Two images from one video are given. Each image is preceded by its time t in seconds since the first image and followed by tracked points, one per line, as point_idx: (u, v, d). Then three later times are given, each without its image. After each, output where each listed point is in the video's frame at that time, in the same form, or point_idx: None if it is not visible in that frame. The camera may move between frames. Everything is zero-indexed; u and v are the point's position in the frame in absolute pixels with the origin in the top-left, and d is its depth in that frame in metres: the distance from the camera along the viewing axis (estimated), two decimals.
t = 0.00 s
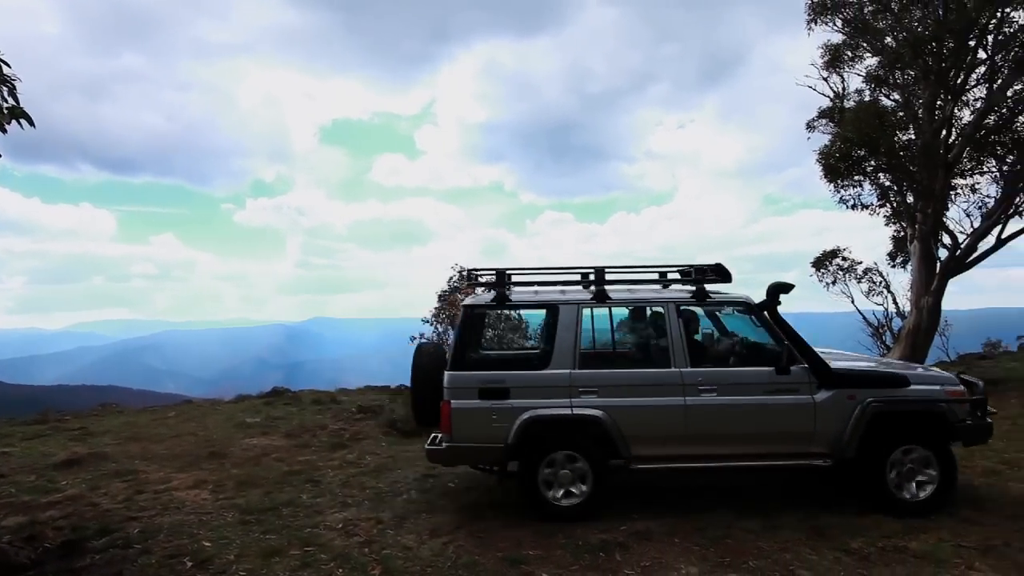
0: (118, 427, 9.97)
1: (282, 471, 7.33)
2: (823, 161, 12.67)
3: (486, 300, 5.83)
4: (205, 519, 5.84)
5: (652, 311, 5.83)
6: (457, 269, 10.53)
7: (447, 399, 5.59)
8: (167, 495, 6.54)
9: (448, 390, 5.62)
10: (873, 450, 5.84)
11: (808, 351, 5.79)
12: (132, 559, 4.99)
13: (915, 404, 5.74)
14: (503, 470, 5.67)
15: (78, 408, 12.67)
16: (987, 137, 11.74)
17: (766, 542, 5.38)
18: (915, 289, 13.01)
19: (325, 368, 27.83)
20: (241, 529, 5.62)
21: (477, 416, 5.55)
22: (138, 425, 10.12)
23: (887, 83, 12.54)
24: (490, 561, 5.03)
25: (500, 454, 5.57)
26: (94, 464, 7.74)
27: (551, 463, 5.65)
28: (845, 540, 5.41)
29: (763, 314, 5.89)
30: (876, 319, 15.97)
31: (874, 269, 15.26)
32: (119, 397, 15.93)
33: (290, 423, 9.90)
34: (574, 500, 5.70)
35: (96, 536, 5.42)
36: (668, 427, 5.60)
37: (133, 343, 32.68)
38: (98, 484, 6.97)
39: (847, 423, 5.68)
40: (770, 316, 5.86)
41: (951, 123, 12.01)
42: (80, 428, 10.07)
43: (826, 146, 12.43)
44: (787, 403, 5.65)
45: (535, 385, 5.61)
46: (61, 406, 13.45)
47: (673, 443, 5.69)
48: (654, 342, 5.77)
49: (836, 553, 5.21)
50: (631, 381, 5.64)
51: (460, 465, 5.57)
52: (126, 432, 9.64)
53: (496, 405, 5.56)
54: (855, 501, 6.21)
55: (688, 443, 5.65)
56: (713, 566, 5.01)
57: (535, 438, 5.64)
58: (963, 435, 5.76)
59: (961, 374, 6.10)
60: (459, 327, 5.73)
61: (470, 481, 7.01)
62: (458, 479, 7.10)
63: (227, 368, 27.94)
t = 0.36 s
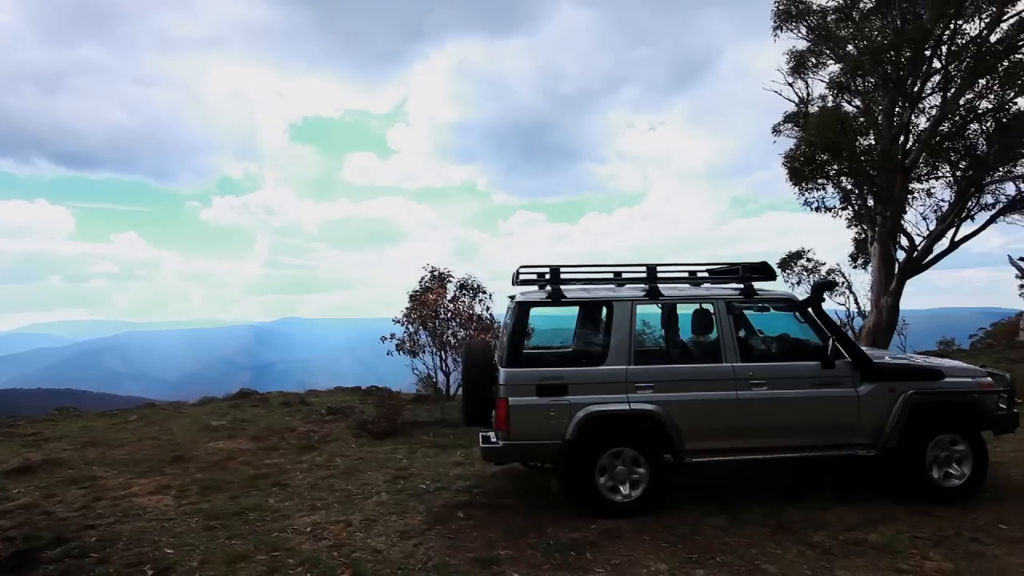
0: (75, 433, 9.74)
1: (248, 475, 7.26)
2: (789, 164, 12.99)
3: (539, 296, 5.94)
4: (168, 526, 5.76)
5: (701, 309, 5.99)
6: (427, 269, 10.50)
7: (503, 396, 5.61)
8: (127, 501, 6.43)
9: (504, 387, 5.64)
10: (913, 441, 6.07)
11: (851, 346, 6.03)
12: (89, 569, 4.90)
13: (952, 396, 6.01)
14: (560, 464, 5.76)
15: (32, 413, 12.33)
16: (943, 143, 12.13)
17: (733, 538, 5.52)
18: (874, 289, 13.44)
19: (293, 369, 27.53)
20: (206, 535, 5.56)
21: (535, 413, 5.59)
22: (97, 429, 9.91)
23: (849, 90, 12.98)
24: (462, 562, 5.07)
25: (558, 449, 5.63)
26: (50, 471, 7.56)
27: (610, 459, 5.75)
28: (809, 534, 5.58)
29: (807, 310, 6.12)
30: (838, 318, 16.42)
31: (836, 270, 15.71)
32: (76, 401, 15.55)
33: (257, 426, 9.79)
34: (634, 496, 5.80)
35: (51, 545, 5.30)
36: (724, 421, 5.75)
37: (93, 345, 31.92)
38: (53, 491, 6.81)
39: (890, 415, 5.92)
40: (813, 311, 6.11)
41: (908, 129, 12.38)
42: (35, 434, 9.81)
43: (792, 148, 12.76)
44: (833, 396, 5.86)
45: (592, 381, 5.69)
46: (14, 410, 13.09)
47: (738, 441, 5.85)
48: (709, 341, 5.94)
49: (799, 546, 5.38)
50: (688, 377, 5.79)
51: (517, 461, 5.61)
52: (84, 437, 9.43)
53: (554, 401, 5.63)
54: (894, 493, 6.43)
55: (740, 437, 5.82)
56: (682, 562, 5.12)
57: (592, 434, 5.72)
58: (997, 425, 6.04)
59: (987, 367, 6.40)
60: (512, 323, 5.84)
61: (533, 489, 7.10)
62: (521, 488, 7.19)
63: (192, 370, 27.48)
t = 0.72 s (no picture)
0: (30, 439, 9.49)
1: (212, 479, 7.17)
2: (755, 167, 13.25)
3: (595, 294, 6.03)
4: (127, 534, 5.66)
5: (748, 307, 6.19)
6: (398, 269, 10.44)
7: (564, 394, 5.65)
8: (84, 509, 6.29)
9: (564, 385, 5.69)
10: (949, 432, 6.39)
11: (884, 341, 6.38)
12: None
13: (979, 388, 6.42)
14: (620, 461, 5.86)
15: None
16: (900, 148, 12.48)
17: (700, 533, 5.66)
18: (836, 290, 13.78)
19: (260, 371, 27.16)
20: (168, 542, 5.47)
21: (598, 410, 5.68)
22: (53, 435, 9.66)
23: (813, 95, 13.28)
24: (432, 564, 5.08)
25: (619, 445, 5.75)
26: (3, 479, 7.35)
27: (666, 453, 5.90)
28: (773, 528, 5.73)
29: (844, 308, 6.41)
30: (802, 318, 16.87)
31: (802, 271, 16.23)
32: (30, 406, 15.13)
33: (223, 429, 9.64)
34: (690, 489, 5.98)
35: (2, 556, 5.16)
36: (777, 415, 5.98)
37: (50, 347, 31.06)
38: (5, 500, 6.63)
39: (929, 406, 6.24)
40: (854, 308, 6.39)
41: (868, 135, 12.69)
42: None
43: (758, 151, 13.02)
44: (871, 389, 6.18)
45: (650, 378, 5.82)
46: None
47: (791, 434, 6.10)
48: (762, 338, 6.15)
49: (763, 540, 5.53)
50: (742, 374, 5.98)
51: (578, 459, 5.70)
52: (38, 443, 9.18)
53: (618, 399, 5.73)
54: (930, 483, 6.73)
55: (789, 429, 6.06)
56: (651, 559, 5.23)
57: (651, 430, 5.85)
58: (1016, 412, 6.52)
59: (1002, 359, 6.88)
60: (570, 322, 5.90)
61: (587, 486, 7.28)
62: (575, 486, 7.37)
63: (154, 372, 26.92)
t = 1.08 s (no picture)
0: None
1: (174, 484, 7.05)
2: (721, 169, 13.49)
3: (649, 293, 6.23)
4: (83, 543, 5.53)
5: (786, 303, 6.54)
6: (368, 269, 10.35)
7: (622, 390, 5.89)
8: (38, 518, 6.12)
9: (622, 380, 5.92)
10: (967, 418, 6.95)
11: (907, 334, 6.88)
12: None
13: (990, 377, 7.05)
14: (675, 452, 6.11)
15: None
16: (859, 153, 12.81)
17: (667, 530, 5.96)
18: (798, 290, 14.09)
19: (226, 373, 26.68)
20: (126, 550, 5.37)
21: (653, 404, 5.92)
22: (4, 441, 9.37)
23: (777, 100, 13.53)
24: (401, 566, 5.08)
25: (673, 437, 6.00)
26: None
27: (720, 443, 6.21)
28: (738, 524, 5.91)
29: (872, 304, 6.86)
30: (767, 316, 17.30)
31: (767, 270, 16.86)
32: None
33: (185, 433, 9.46)
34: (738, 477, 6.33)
35: None
36: (818, 405, 6.38)
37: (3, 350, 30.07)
38: None
39: (950, 396, 6.78)
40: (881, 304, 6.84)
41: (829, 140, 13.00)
42: None
43: (725, 154, 13.25)
44: (897, 380, 6.68)
45: (702, 373, 6.11)
46: None
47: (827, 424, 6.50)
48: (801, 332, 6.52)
49: (729, 535, 5.78)
50: (785, 366, 6.34)
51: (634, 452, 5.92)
52: None
53: (672, 392, 5.98)
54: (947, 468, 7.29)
55: (825, 420, 6.46)
56: (618, 556, 5.46)
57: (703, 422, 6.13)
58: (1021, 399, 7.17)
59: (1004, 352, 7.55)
60: (625, 320, 6.10)
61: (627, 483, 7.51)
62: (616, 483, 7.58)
63: (114, 375, 26.25)
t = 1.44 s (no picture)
0: None
1: (134, 490, 6.91)
2: (689, 171, 13.72)
3: (696, 288, 6.66)
4: (36, 553, 5.38)
5: (818, 301, 7.09)
6: (337, 268, 10.24)
7: (678, 381, 6.31)
8: None
9: (676, 373, 6.34)
10: (972, 408, 7.67)
11: (921, 332, 7.57)
12: None
13: (991, 369, 7.82)
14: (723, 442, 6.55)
15: None
16: (821, 157, 13.10)
17: (637, 529, 6.18)
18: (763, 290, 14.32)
19: (189, 374, 26.15)
20: (81, 560, 5.25)
21: (704, 396, 6.38)
22: None
23: (744, 104, 13.72)
24: (370, 569, 5.06)
25: (723, 427, 6.45)
26: None
27: (762, 434, 6.69)
28: (705, 520, 6.25)
29: (889, 302, 7.48)
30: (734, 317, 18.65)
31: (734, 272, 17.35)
32: None
33: (145, 437, 9.26)
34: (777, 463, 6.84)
35: None
36: (845, 395, 6.94)
37: None
38: None
39: (958, 387, 7.51)
40: (899, 304, 7.50)
41: (793, 144, 13.29)
42: None
43: (693, 156, 13.47)
44: (912, 372, 7.35)
45: (748, 366, 6.58)
46: None
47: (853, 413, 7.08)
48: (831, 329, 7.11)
49: (697, 531, 6.06)
50: (818, 360, 6.87)
51: (685, 440, 6.35)
52: None
53: (722, 383, 6.45)
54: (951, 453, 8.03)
55: (849, 410, 7.02)
56: (588, 553, 5.58)
57: (749, 412, 6.60)
58: (1015, 389, 7.98)
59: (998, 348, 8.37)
60: (676, 314, 6.52)
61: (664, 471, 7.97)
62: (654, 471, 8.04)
63: (70, 378, 25.52)
